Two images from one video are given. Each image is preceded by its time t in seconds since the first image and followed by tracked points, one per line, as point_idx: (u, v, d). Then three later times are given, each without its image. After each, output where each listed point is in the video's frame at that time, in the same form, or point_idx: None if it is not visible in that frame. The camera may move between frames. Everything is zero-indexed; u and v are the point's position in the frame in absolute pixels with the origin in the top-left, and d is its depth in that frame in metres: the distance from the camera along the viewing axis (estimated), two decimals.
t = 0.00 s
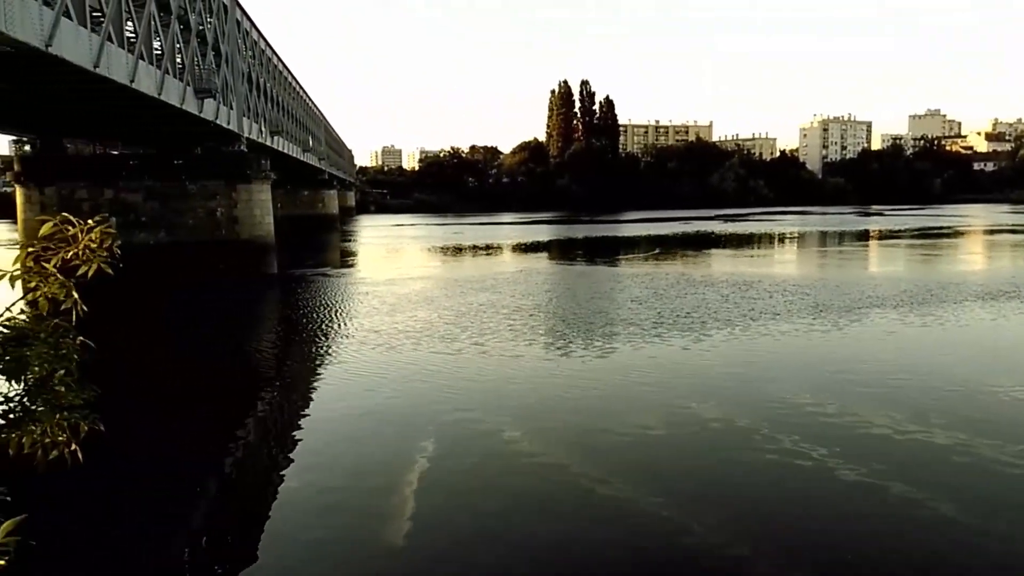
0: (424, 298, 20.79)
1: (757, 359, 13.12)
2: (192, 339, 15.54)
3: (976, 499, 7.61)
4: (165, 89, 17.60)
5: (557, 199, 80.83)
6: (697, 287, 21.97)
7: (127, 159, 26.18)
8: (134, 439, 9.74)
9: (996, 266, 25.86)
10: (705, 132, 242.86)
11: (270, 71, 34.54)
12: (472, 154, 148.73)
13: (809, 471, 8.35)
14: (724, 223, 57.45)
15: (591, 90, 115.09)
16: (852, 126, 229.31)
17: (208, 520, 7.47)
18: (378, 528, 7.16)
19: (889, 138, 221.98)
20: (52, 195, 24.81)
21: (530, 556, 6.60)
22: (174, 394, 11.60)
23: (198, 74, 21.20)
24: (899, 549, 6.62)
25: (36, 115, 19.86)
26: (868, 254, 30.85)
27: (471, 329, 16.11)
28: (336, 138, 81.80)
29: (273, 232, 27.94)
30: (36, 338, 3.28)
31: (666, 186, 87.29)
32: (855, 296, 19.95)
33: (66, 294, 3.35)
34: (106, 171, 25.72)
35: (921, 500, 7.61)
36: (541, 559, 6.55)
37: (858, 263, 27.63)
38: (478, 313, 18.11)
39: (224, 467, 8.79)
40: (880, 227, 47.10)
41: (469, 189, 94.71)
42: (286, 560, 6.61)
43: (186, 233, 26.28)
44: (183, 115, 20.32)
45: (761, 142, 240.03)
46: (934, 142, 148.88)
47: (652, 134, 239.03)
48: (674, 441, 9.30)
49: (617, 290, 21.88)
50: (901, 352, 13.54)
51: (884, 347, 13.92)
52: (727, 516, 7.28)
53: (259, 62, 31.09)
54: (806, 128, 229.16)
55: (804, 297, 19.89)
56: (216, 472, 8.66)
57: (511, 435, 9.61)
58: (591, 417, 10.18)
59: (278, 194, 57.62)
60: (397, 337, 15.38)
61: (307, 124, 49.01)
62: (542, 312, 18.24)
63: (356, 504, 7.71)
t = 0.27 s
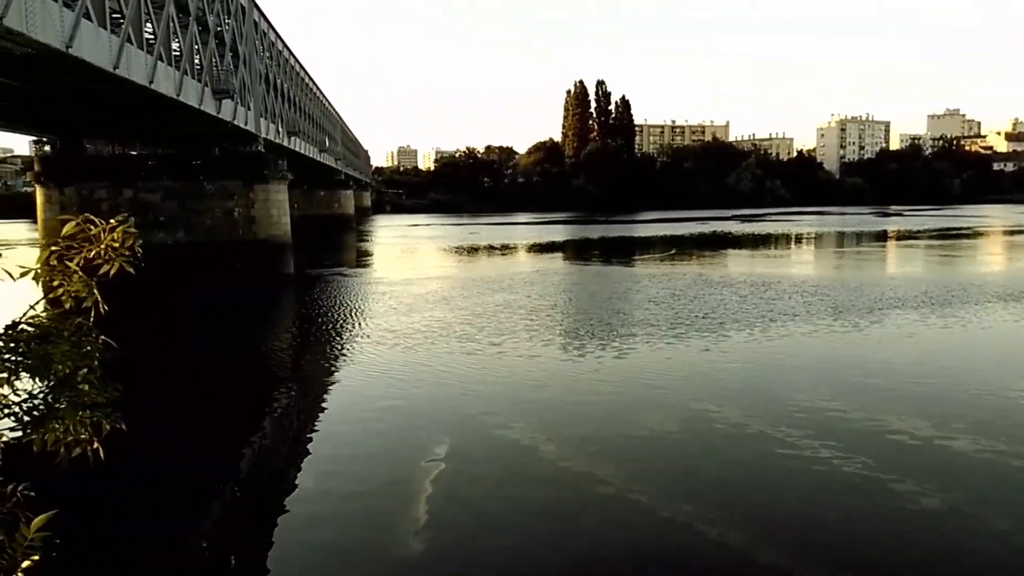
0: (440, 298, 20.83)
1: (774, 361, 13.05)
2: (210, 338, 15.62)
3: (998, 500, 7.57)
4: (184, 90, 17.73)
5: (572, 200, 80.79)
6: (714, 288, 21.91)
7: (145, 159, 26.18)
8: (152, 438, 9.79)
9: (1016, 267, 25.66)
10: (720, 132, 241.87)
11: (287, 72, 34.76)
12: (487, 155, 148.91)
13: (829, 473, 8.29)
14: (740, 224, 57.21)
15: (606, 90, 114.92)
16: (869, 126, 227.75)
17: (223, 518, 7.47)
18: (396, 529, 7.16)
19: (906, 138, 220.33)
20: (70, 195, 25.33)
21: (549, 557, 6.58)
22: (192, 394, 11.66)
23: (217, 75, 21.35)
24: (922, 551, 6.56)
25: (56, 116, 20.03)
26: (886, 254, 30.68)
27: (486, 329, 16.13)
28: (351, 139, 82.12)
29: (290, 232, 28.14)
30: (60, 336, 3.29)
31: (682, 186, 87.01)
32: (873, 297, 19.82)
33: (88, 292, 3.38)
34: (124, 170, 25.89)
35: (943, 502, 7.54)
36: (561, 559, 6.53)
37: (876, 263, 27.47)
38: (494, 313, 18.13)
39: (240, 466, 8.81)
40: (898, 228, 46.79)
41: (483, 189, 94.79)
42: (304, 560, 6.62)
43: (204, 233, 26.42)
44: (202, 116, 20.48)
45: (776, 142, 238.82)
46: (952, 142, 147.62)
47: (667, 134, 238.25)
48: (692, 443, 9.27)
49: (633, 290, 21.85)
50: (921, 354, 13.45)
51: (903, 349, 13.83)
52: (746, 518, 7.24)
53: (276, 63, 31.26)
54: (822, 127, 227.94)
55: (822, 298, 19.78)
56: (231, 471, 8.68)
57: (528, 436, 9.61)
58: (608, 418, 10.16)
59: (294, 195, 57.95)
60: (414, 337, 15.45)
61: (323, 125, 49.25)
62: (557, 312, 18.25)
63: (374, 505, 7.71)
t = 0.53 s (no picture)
0: (456, 298, 20.85)
1: (791, 362, 12.97)
2: (227, 338, 15.70)
3: (1015, 502, 7.50)
4: (201, 90, 17.86)
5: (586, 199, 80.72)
6: (730, 288, 21.80)
7: (163, 158, 26.42)
8: (169, 436, 9.86)
9: None
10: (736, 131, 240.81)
11: (304, 73, 34.92)
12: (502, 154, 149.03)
13: (846, 475, 8.22)
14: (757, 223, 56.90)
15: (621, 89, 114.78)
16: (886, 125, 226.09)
17: (236, 519, 7.49)
18: (409, 528, 7.19)
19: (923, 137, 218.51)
20: (89, 194, 26.13)
21: (563, 557, 6.57)
22: (209, 393, 11.72)
23: (233, 75, 21.47)
24: (940, 554, 6.49)
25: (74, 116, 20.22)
26: (904, 254, 30.44)
27: (502, 329, 16.13)
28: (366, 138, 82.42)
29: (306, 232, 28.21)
30: (85, 333, 3.30)
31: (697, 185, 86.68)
32: (892, 297, 19.68)
33: (112, 291, 3.41)
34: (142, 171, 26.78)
35: (963, 504, 7.46)
36: (577, 559, 6.53)
37: (894, 263, 27.24)
38: (509, 313, 18.12)
39: (254, 466, 8.82)
40: (917, 228, 46.39)
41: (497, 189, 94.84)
42: (318, 559, 6.64)
43: (221, 233, 26.56)
44: (219, 115, 20.60)
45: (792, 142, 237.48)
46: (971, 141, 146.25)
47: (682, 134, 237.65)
48: (707, 444, 9.23)
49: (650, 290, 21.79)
50: (940, 355, 13.34)
51: (923, 350, 13.71)
52: (764, 520, 7.19)
53: (292, 63, 31.41)
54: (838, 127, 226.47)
55: (840, 299, 19.63)
56: (244, 471, 8.71)
57: (543, 436, 9.59)
58: (624, 420, 10.11)
59: (311, 194, 58.23)
60: (429, 336, 15.49)
61: (339, 124, 49.46)
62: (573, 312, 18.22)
63: (388, 505, 7.72)
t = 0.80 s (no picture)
0: (474, 298, 20.86)
1: (812, 363, 12.87)
2: (248, 337, 15.80)
3: None
4: (222, 90, 17.99)
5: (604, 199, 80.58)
6: (751, 288, 21.66)
7: (186, 159, 26.86)
8: (191, 435, 9.93)
9: None
10: (755, 130, 239.37)
11: (325, 73, 35.12)
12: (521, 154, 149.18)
13: (867, 478, 8.15)
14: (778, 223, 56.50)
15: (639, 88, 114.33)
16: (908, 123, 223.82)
17: (255, 519, 7.50)
18: (426, 526, 7.24)
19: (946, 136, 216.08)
20: (112, 193, 26.44)
21: (581, 558, 6.56)
22: (231, 392, 11.78)
23: (254, 76, 21.63)
24: (963, 559, 6.42)
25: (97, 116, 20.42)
26: (928, 254, 30.11)
27: (520, 329, 16.12)
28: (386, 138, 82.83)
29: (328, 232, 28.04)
30: (111, 331, 3.33)
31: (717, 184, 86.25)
32: (915, 297, 19.49)
33: (138, 288, 3.44)
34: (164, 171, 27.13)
35: (986, 508, 7.38)
36: (594, 560, 6.52)
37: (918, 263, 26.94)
38: (528, 313, 18.10)
39: (274, 466, 8.85)
40: (941, 228, 45.84)
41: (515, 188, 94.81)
42: (336, 557, 6.67)
43: (242, 233, 26.80)
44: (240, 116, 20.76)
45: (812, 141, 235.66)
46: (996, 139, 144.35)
47: (701, 133, 236.61)
48: (726, 446, 9.18)
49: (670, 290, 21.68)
50: (963, 356, 13.20)
51: (947, 351, 13.56)
52: (783, 523, 7.14)
53: (312, 63, 31.55)
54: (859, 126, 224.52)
55: (863, 299, 19.44)
56: (264, 470, 8.74)
57: (561, 436, 9.58)
58: (643, 421, 10.08)
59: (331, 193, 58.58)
60: (448, 335, 15.53)
61: (360, 124, 49.70)
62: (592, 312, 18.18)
63: (405, 504, 7.74)
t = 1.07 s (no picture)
0: (492, 297, 20.88)
1: (833, 365, 12.78)
2: (268, 336, 15.88)
3: None
4: (242, 91, 18.14)
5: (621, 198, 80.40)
6: (771, 288, 21.54)
7: (206, 159, 26.97)
8: (212, 433, 9.99)
9: None
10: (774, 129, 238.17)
11: (343, 73, 35.27)
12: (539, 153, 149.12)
13: (889, 481, 8.09)
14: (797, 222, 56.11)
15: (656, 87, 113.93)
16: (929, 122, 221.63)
17: (276, 518, 7.52)
18: (444, 524, 7.29)
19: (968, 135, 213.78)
20: (134, 194, 26.67)
21: (601, 560, 6.54)
22: (251, 391, 11.85)
23: (275, 76, 21.77)
24: (987, 563, 6.37)
25: (118, 116, 20.61)
26: (950, 254, 29.80)
27: (539, 329, 16.11)
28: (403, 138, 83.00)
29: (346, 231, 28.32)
30: (136, 330, 3.35)
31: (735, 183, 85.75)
32: (937, 298, 19.31)
33: (163, 288, 3.47)
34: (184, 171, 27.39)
35: (1011, 512, 7.31)
36: (614, 562, 6.51)
37: (940, 263, 26.66)
38: (546, 313, 18.09)
39: (294, 464, 8.87)
40: (964, 228, 45.33)
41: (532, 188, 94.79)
42: (356, 556, 6.68)
43: (261, 232, 26.96)
44: (260, 116, 20.90)
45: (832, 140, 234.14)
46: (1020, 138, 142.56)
47: (718, 133, 235.60)
48: (746, 447, 9.14)
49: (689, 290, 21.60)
50: (985, 358, 13.09)
51: (968, 353, 13.44)
52: (804, 526, 7.10)
53: (331, 64, 31.69)
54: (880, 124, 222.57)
55: (885, 300, 19.27)
56: (284, 468, 8.76)
57: (580, 437, 9.57)
58: (662, 422, 10.05)
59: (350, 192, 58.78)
60: (466, 335, 15.57)
61: (378, 124, 49.88)
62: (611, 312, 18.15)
63: (424, 503, 7.78)
